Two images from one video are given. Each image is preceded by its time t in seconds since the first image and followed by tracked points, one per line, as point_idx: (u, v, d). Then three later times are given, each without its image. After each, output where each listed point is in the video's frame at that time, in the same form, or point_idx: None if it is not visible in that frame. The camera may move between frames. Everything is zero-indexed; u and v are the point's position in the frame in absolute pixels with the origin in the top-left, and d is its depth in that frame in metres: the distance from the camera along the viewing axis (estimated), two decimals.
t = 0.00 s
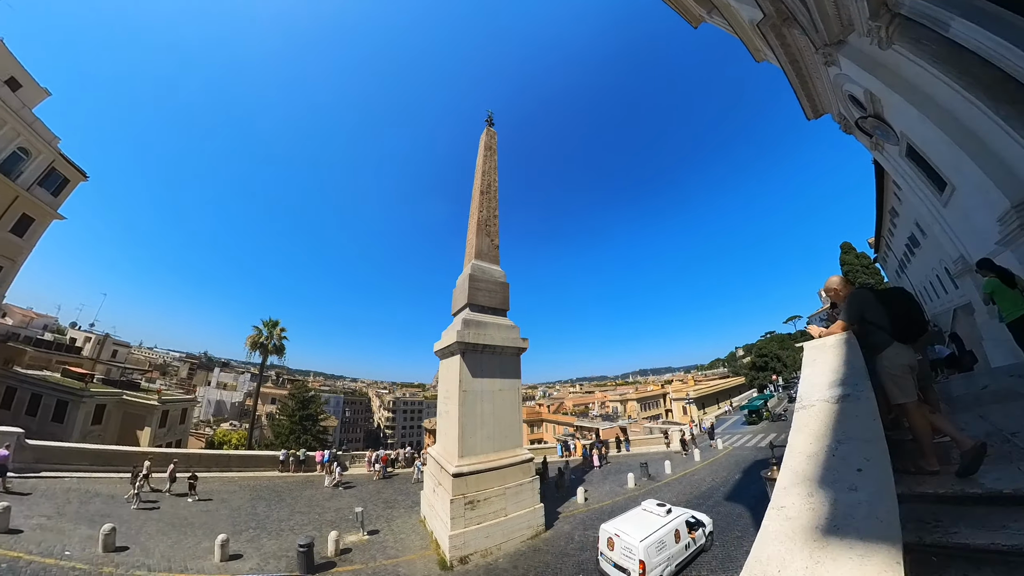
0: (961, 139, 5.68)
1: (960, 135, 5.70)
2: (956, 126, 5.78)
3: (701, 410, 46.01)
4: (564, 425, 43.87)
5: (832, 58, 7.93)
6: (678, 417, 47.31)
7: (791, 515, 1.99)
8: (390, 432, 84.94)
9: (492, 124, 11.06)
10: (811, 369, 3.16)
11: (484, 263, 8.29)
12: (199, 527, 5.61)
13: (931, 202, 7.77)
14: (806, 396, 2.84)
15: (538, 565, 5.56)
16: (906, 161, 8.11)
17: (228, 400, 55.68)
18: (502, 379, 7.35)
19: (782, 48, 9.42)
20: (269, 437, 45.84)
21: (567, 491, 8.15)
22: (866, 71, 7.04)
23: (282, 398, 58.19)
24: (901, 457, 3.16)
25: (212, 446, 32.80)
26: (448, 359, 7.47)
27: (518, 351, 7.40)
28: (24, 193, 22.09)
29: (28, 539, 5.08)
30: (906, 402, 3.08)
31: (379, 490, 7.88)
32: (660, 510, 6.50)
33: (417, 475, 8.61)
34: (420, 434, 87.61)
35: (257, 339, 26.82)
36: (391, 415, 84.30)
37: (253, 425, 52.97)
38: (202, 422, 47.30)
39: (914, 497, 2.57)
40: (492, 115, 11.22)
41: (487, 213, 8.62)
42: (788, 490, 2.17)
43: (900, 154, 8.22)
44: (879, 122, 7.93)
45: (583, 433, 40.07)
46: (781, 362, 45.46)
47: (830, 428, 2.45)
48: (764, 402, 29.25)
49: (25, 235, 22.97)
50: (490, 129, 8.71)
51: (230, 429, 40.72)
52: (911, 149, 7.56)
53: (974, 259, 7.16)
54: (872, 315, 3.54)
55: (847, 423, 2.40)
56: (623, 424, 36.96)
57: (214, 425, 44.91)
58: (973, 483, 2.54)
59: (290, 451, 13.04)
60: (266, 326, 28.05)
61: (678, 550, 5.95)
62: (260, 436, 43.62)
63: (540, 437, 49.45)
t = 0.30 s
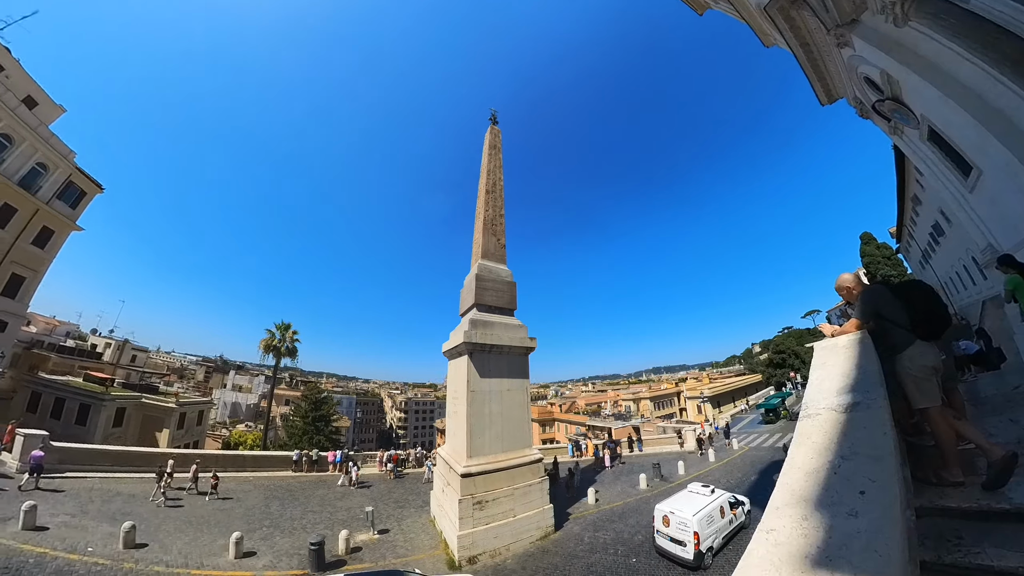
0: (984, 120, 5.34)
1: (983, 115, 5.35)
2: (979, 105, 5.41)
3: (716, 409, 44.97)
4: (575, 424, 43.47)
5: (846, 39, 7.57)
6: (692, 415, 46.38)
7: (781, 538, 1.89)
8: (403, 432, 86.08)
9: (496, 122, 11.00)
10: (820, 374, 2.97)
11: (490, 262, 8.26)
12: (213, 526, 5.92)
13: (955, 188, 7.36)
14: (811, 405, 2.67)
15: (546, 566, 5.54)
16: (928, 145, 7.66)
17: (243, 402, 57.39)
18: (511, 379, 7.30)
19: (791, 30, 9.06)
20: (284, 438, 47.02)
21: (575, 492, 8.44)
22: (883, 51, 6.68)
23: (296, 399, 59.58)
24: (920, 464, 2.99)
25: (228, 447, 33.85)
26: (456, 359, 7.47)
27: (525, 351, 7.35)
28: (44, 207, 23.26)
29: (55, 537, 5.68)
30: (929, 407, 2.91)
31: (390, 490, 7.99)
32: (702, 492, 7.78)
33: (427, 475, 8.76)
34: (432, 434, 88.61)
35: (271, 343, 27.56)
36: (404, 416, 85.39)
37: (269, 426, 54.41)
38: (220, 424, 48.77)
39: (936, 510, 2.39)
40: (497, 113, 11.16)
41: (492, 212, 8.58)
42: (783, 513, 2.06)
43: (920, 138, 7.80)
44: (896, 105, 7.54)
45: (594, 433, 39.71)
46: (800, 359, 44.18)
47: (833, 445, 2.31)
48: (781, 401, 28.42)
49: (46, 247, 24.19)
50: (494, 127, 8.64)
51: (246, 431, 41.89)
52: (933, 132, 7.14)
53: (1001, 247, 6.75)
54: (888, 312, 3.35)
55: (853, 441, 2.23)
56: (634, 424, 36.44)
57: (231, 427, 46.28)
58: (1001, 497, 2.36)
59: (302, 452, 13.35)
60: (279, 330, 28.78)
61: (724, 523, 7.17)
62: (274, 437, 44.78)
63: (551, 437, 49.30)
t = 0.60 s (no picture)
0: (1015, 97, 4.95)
1: (1015, 92, 4.96)
2: (1010, 83, 5.02)
3: (732, 409, 43.77)
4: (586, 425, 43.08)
5: (863, 18, 7.18)
6: (708, 415, 45.33)
7: None
8: (416, 431, 87.21)
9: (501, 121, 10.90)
10: (837, 402, 2.74)
11: (496, 263, 8.21)
12: (229, 525, 6.61)
13: (987, 173, 6.87)
14: (824, 439, 2.48)
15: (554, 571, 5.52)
16: (956, 128, 7.17)
17: (258, 404, 59.30)
18: (518, 382, 7.24)
19: (803, 12, 8.68)
20: (299, 439, 48.30)
21: (586, 496, 8.56)
22: (901, 29, 6.29)
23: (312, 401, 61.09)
24: (952, 489, 2.77)
25: (244, 447, 34.88)
26: (464, 361, 7.44)
27: (533, 353, 7.27)
28: (61, 220, 24.52)
29: (78, 536, 6.20)
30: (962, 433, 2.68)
31: (400, 493, 8.07)
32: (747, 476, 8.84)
33: (437, 477, 8.95)
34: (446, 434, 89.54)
35: (286, 346, 28.38)
36: (416, 416, 86.56)
37: (284, 427, 55.84)
38: (236, 426, 50.28)
39: (965, 547, 2.20)
40: (502, 111, 11.04)
41: (497, 213, 8.51)
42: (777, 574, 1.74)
43: (946, 121, 7.34)
44: (920, 86, 7.11)
45: (605, 433, 39.25)
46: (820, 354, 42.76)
47: (846, 488, 2.12)
48: (800, 399, 27.49)
49: (65, 257, 25.56)
50: (499, 126, 8.57)
51: (263, 433, 43.08)
52: (960, 115, 6.67)
53: None
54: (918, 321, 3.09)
55: (870, 484, 2.04)
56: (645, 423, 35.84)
57: (249, 428, 47.73)
58: None
59: (315, 453, 13.66)
60: (291, 334, 29.52)
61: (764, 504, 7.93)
62: (290, 438, 46.02)
63: (563, 437, 48.99)
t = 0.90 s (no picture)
0: None
1: None
2: None
3: (750, 408, 42.46)
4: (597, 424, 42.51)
5: None
6: (723, 413, 44.18)
7: None
8: (428, 431, 88.21)
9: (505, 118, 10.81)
10: (854, 406, 2.49)
11: (502, 261, 8.15)
12: (240, 523, 7.10)
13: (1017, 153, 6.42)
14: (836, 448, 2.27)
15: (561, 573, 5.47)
16: (982, 106, 6.71)
17: (272, 404, 61.20)
18: (525, 381, 7.16)
19: None
20: (313, 439, 49.55)
21: (596, 496, 8.54)
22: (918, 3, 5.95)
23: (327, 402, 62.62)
24: (986, 498, 2.55)
25: (257, 447, 36.02)
26: (470, 360, 7.41)
27: (540, 351, 7.18)
28: (79, 230, 25.91)
29: (96, 532, 6.64)
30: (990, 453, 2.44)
31: (408, 493, 8.14)
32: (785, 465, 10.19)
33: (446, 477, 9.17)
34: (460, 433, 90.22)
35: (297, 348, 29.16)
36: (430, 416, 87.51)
37: (296, 427, 57.42)
38: (250, 427, 51.61)
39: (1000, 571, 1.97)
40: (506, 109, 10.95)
41: (502, 210, 8.45)
42: None
43: (971, 99, 6.91)
44: (942, 63, 6.70)
45: (616, 433, 38.65)
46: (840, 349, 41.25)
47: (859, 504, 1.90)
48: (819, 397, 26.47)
49: (83, 266, 26.96)
50: (502, 123, 8.50)
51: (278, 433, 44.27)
52: (986, 90, 6.22)
53: None
54: (946, 310, 2.87)
55: (885, 498, 1.82)
56: (657, 422, 35.12)
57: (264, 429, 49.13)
58: None
59: (325, 453, 13.96)
60: (303, 336, 30.31)
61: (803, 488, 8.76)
62: (304, 438, 47.24)
63: (574, 436, 48.54)
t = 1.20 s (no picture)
0: None
1: None
2: None
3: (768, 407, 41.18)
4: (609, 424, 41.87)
5: None
6: (739, 412, 43.02)
7: None
8: (441, 430, 89.00)
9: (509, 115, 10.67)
10: (890, 432, 2.20)
11: (507, 260, 8.06)
12: (250, 522, 7.31)
13: None
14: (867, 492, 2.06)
15: None
16: (1013, 81, 6.18)
17: (285, 406, 63.31)
18: (532, 382, 7.06)
19: None
20: (326, 439, 50.83)
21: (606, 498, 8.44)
22: None
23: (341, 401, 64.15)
24: None
25: (271, 448, 37.21)
26: (477, 361, 7.35)
27: (546, 351, 7.06)
28: (95, 240, 27.30)
29: (114, 530, 7.01)
30: (1022, 486, 1.96)
31: (418, 495, 8.22)
32: (823, 452, 10.43)
33: (455, 477, 9.28)
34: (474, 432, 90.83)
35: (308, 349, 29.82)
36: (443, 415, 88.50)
37: (309, 428, 58.98)
38: (264, 428, 53.14)
39: None
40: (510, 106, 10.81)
41: (506, 209, 8.35)
42: None
43: (1001, 74, 6.36)
44: (968, 35, 6.18)
45: (627, 433, 38.12)
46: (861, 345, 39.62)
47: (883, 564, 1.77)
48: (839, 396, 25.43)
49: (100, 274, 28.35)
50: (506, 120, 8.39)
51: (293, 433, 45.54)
52: (1017, 63, 5.70)
53: None
54: (995, 311, 2.25)
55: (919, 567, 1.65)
56: (670, 422, 34.43)
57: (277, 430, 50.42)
58: None
59: (337, 453, 14.27)
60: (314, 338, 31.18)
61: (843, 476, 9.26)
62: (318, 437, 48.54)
63: (586, 436, 48.21)
